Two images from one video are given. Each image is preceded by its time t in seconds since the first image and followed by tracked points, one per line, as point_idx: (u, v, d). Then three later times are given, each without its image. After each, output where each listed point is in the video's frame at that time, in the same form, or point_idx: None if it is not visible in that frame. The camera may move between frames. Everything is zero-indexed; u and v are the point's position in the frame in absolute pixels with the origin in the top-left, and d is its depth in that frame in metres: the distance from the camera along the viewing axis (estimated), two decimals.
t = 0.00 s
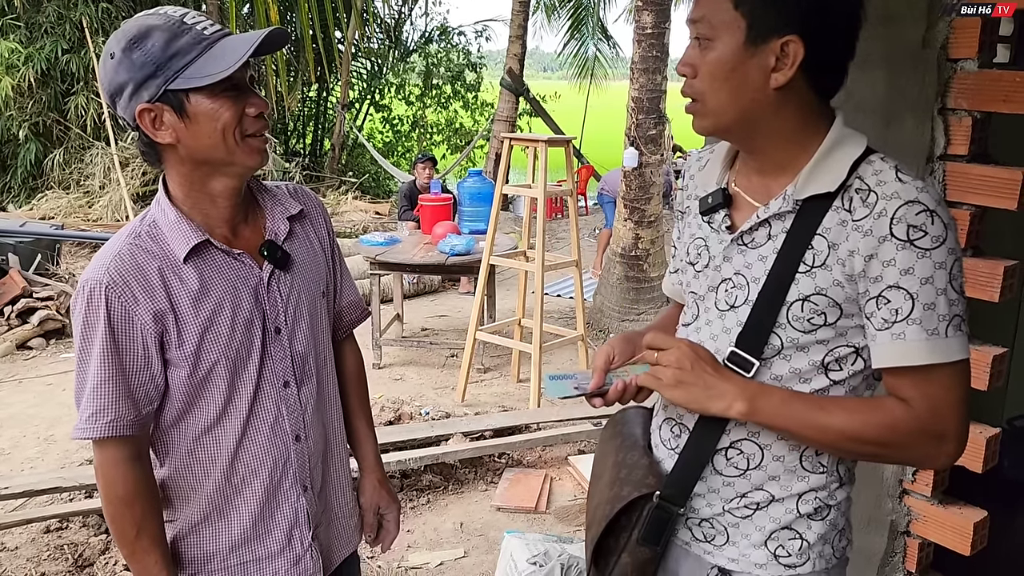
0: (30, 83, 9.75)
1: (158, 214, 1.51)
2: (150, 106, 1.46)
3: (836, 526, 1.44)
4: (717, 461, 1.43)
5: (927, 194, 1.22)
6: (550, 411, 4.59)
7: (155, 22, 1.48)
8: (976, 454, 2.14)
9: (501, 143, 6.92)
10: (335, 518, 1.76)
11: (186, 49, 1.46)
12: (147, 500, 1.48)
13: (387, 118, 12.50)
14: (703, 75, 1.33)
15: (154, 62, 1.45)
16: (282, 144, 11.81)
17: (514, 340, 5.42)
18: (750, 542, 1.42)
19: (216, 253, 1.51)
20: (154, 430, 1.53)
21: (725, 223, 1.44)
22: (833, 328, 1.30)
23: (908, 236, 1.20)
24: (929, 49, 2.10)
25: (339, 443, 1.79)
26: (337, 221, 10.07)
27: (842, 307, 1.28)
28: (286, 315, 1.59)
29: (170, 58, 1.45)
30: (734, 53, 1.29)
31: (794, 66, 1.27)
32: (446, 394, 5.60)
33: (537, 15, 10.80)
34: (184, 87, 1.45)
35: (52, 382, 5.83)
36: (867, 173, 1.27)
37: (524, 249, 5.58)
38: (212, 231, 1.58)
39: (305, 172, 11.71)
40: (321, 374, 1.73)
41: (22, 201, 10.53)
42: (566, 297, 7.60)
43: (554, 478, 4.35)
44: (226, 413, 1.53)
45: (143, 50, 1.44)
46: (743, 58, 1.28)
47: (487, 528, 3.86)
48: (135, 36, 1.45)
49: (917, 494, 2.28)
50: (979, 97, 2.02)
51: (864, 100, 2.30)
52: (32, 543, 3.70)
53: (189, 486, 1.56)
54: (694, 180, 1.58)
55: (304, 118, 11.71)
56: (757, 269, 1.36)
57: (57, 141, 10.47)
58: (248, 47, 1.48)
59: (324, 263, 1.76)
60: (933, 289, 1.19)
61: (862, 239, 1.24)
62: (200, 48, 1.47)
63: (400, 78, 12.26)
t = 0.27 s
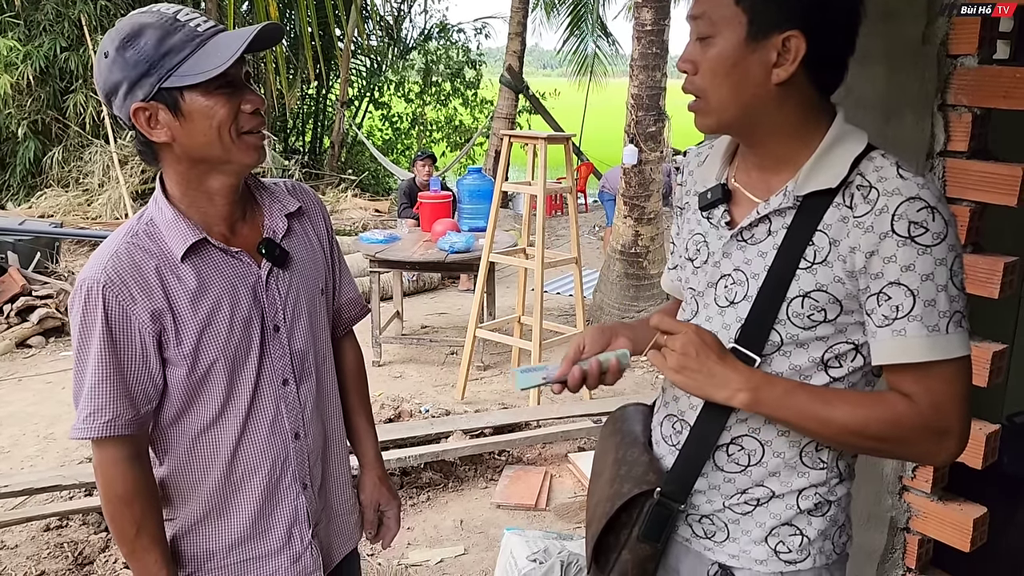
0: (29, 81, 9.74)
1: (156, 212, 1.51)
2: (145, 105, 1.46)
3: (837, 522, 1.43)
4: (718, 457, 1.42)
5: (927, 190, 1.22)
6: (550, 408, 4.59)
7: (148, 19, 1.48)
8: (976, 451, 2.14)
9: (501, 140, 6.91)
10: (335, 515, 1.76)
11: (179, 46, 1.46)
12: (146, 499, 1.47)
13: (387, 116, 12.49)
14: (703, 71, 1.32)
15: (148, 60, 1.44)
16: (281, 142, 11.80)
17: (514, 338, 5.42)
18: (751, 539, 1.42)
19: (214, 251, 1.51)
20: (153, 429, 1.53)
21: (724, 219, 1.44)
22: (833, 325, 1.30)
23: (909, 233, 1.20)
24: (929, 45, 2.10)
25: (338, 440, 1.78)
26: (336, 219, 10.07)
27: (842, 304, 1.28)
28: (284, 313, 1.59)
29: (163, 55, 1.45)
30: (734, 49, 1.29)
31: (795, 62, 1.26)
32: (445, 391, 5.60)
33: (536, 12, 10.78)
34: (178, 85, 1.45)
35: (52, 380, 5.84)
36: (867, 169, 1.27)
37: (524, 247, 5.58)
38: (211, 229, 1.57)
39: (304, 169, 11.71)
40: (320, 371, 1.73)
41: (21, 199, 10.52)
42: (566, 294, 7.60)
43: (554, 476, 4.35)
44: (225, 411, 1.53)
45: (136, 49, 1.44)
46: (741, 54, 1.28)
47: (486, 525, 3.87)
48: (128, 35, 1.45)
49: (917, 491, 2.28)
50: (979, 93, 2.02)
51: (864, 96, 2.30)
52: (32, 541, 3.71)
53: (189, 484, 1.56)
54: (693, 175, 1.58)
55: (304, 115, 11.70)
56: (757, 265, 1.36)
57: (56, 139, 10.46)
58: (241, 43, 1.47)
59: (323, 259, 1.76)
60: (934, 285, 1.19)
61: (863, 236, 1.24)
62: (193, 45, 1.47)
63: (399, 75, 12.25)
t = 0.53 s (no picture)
0: (28, 79, 9.74)
1: (155, 209, 1.51)
2: (145, 102, 1.46)
3: (837, 519, 1.43)
4: (718, 454, 1.43)
5: (930, 189, 1.22)
6: (550, 406, 4.59)
7: (148, 16, 1.47)
8: (976, 447, 2.14)
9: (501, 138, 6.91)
10: (336, 512, 1.76)
11: (179, 43, 1.46)
12: (147, 498, 1.47)
13: (386, 113, 12.49)
14: (708, 65, 1.32)
15: (148, 56, 1.44)
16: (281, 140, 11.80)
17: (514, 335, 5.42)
18: (751, 535, 1.42)
19: (214, 249, 1.51)
20: (153, 427, 1.53)
21: (726, 214, 1.44)
22: (833, 322, 1.30)
23: (911, 232, 1.19)
24: (929, 41, 2.10)
25: (339, 438, 1.79)
26: (336, 217, 10.06)
27: (842, 301, 1.28)
28: (285, 311, 1.59)
29: (163, 52, 1.45)
30: (740, 43, 1.28)
31: (802, 56, 1.26)
32: (446, 389, 5.61)
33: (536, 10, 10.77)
34: (178, 82, 1.45)
35: (52, 377, 5.83)
36: (871, 167, 1.27)
37: (524, 244, 5.57)
38: (211, 226, 1.57)
39: (304, 167, 11.70)
40: (322, 368, 1.73)
41: (21, 197, 10.51)
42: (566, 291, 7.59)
43: (554, 473, 4.35)
44: (225, 410, 1.53)
45: (136, 46, 1.44)
46: (746, 49, 1.28)
47: (487, 523, 3.87)
48: (128, 31, 1.45)
49: (917, 487, 2.28)
50: (981, 89, 2.01)
51: (866, 94, 2.30)
52: (33, 539, 3.71)
53: (189, 482, 1.56)
54: (695, 171, 1.58)
55: (303, 113, 11.70)
56: (757, 261, 1.36)
57: (55, 137, 10.46)
58: (241, 40, 1.47)
59: (323, 257, 1.76)
60: (934, 285, 1.19)
61: (864, 234, 1.24)
62: (193, 42, 1.47)
63: (399, 73, 12.24)
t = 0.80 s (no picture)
0: (27, 77, 9.72)
1: (155, 207, 1.51)
2: (144, 100, 1.46)
3: (837, 517, 1.43)
4: (718, 452, 1.42)
5: (933, 189, 1.21)
6: (550, 403, 4.59)
7: (146, 14, 1.47)
8: (976, 444, 2.13)
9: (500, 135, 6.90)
10: (337, 510, 1.76)
11: (178, 40, 1.45)
12: (147, 496, 1.47)
13: (385, 111, 12.47)
14: (712, 62, 1.32)
15: (146, 54, 1.44)
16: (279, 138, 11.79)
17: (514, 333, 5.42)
18: (751, 533, 1.42)
19: (214, 247, 1.51)
20: (153, 425, 1.53)
21: (726, 212, 1.44)
22: (834, 321, 1.30)
23: (914, 231, 1.19)
24: (928, 38, 2.09)
25: (339, 436, 1.78)
26: (335, 215, 10.05)
27: (844, 300, 1.28)
28: (285, 309, 1.58)
29: (162, 50, 1.44)
30: (742, 39, 1.28)
31: (806, 53, 1.26)
32: (445, 387, 5.61)
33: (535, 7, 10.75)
34: (177, 79, 1.44)
35: (51, 376, 5.83)
36: (873, 165, 1.26)
37: (523, 242, 5.57)
38: (211, 225, 1.56)
39: (303, 165, 11.69)
40: (322, 366, 1.73)
41: (19, 195, 10.50)
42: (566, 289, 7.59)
43: (553, 471, 4.35)
44: (226, 408, 1.53)
45: (135, 44, 1.44)
46: (749, 46, 1.28)
47: (487, 520, 3.87)
48: (126, 28, 1.44)
49: (917, 484, 2.27)
50: (980, 86, 2.01)
51: (865, 91, 2.29)
52: (32, 537, 3.70)
53: (189, 481, 1.55)
54: (696, 168, 1.58)
55: (302, 111, 11.68)
56: (758, 259, 1.36)
57: (54, 135, 10.44)
58: (240, 36, 1.47)
59: (323, 254, 1.76)
60: (936, 285, 1.19)
61: (867, 233, 1.24)
62: (193, 40, 1.46)
63: (397, 71, 12.22)
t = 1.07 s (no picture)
0: (25, 75, 9.71)
1: (153, 206, 1.51)
2: (141, 98, 1.46)
3: (838, 514, 1.44)
4: (719, 450, 1.43)
5: (927, 184, 1.22)
6: (548, 401, 4.59)
7: (144, 12, 1.47)
8: (973, 441, 2.12)
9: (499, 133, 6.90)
10: (336, 507, 1.77)
11: (175, 39, 1.45)
12: (146, 494, 1.47)
13: (384, 109, 12.45)
14: (709, 60, 1.32)
15: (143, 53, 1.44)
16: (278, 136, 11.79)
17: (513, 331, 5.42)
18: (752, 531, 1.42)
19: (213, 246, 1.51)
20: (153, 423, 1.53)
21: (724, 210, 1.44)
22: (831, 317, 1.30)
23: (905, 227, 1.19)
24: (926, 35, 2.09)
25: (339, 434, 1.79)
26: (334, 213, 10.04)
27: (840, 296, 1.28)
28: (283, 307, 1.58)
29: (159, 48, 1.44)
30: (741, 35, 1.28)
31: (805, 49, 1.26)
32: (444, 384, 5.61)
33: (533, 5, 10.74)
34: (175, 78, 1.44)
35: (50, 374, 5.83)
36: (868, 162, 1.26)
37: (522, 239, 5.57)
38: (209, 223, 1.57)
39: (302, 163, 11.69)
40: (321, 363, 1.73)
41: (18, 193, 10.49)
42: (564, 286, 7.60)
43: (552, 468, 4.36)
44: (225, 405, 1.53)
45: (132, 42, 1.44)
46: (746, 44, 1.28)
47: (486, 518, 3.88)
48: (123, 27, 1.44)
49: (915, 481, 2.28)
50: (978, 83, 2.02)
51: (863, 87, 2.29)
52: (32, 536, 3.71)
53: (189, 479, 1.56)
54: (694, 166, 1.58)
55: (301, 109, 11.67)
56: (756, 256, 1.36)
57: (52, 134, 10.43)
58: (237, 35, 1.47)
59: (321, 252, 1.75)
60: (926, 281, 1.19)
61: (861, 229, 1.24)
62: (190, 38, 1.46)
63: (396, 68, 12.21)
